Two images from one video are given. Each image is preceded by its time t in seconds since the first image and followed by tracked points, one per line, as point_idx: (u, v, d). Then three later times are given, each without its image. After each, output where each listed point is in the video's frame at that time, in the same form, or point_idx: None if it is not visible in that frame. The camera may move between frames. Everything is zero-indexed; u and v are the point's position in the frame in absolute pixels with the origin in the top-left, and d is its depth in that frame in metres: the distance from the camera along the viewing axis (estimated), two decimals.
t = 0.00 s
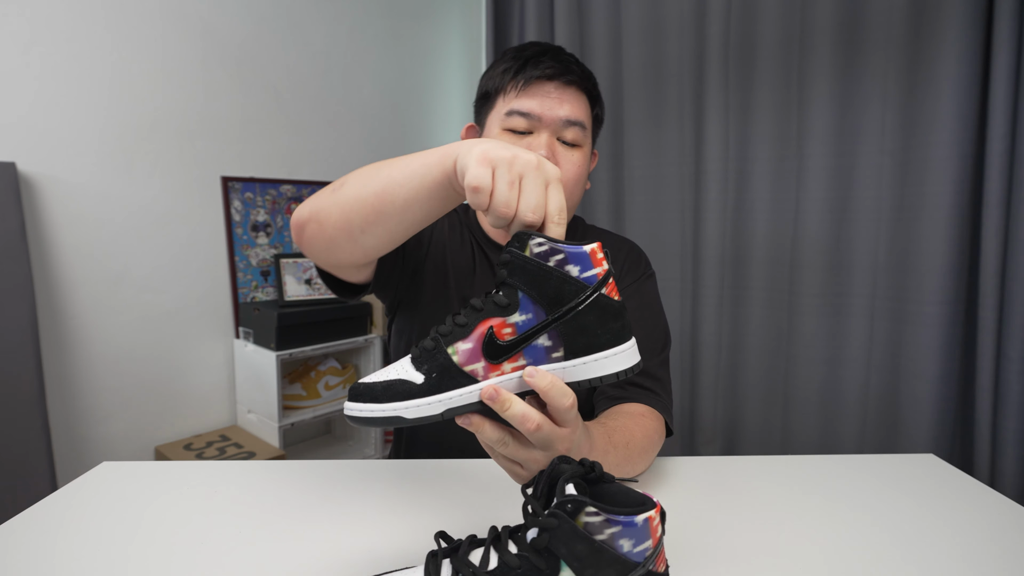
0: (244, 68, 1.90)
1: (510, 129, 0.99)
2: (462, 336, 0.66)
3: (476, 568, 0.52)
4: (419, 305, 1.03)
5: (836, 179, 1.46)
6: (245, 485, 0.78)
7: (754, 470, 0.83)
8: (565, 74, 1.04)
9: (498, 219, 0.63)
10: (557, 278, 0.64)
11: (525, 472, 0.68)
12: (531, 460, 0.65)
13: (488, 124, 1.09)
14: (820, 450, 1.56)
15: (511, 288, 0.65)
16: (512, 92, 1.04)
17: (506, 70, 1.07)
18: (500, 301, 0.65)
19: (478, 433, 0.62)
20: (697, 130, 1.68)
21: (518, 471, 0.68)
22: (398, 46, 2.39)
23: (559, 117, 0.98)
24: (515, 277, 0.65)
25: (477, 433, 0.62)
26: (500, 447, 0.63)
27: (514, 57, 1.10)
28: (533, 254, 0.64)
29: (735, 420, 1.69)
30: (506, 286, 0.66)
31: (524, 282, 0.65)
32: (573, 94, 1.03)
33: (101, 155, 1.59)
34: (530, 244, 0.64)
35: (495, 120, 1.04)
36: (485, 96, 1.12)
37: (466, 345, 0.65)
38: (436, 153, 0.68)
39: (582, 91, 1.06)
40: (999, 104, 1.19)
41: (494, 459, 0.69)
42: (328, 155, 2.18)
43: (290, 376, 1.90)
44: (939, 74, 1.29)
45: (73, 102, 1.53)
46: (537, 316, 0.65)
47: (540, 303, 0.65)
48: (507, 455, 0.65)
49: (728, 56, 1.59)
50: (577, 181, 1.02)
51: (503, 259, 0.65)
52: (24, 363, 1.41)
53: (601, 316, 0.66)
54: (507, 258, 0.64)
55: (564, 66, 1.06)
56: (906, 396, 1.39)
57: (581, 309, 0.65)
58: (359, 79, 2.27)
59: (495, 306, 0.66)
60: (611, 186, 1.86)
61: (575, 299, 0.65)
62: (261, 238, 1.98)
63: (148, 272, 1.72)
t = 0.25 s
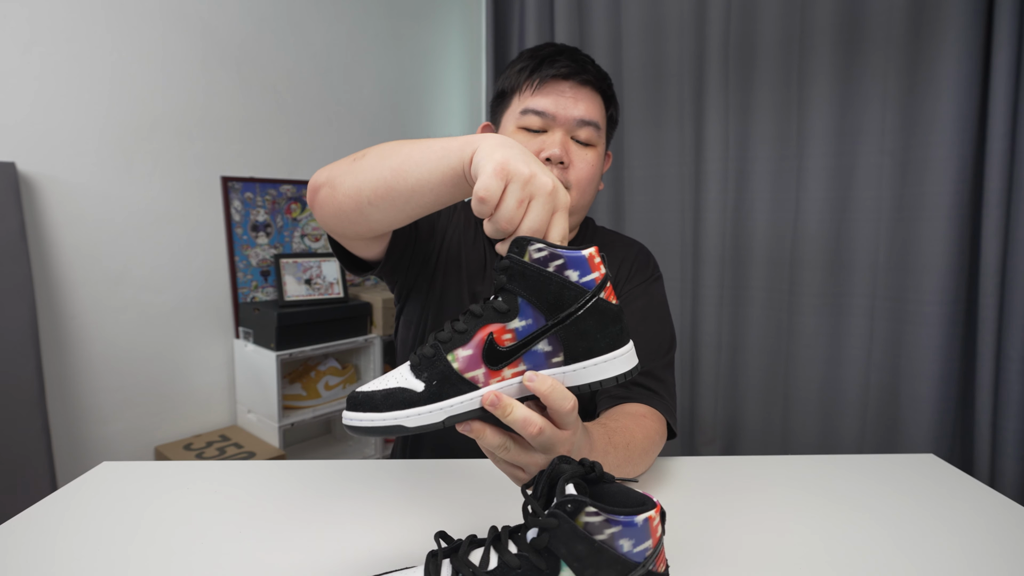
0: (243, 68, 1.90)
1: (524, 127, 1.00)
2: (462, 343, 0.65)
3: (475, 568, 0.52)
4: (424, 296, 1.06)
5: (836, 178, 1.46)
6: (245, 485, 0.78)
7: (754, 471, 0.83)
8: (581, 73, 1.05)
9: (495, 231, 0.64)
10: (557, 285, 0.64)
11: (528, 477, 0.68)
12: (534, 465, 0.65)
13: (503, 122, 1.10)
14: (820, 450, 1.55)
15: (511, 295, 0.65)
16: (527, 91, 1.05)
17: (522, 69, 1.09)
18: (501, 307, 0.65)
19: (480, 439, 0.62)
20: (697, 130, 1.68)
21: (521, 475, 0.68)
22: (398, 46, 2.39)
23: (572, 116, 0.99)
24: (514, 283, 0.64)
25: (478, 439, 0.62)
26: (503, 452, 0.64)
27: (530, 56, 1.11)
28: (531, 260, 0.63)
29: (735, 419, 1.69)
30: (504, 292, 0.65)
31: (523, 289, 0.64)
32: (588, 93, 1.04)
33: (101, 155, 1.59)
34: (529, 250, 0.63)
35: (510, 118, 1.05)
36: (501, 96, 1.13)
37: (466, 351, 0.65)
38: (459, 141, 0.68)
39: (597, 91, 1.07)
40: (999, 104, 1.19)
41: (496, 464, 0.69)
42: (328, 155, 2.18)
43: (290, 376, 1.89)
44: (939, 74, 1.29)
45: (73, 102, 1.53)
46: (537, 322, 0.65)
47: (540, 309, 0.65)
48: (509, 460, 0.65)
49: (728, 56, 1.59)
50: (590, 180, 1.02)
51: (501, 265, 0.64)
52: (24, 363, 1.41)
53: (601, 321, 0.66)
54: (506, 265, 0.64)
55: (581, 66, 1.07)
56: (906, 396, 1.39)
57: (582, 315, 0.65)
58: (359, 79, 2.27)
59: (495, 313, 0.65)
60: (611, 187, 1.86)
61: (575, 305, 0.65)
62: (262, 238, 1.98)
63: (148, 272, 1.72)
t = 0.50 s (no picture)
0: (244, 68, 1.90)
1: (532, 127, 1.01)
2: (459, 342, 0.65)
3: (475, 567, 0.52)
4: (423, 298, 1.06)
5: (836, 178, 1.46)
6: (243, 485, 0.78)
7: (754, 471, 0.83)
8: (588, 73, 1.05)
9: (504, 238, 0.64)
10: (554, 284, 0.63)
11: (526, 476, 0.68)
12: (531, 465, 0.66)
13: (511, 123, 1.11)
14: (820, 450, 1.55)
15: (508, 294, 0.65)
16: (535, 91, 1.06)
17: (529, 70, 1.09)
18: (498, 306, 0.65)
19: (478, 438, 0.62)
20: (697, 130, 1.68)
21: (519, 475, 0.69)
22: (398, 46, 2.39)
23: (580, 116, 1.00)
24: (512, 282, 0.64)
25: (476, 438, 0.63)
26: (501, 451, 0.64)
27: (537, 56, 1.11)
28: (528, 260, 0.62)
29: (735, 419, 1.69)
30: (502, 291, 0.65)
31: (520, 288, 0.64)
32: (595, 92, 1.04)
33: (101, 155, 1.59)
34: (526, 250, 0.62)
35: (517, 118, 1.05)
36: (509, 96, 1.14)
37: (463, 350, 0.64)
38: (441, 147, 0.69)
39: (604, 91, 1.07)
40: (999, 104, 1.19)
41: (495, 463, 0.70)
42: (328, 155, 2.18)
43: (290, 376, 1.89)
44: (940, 74, 1.29)
45: (73, 102, 1.53)
46: (534, 321, 0.65)
47: (536, 309, 0.65)
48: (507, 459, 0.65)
49: (728, 56, 1.59)
50: (598, 179, 1.02)
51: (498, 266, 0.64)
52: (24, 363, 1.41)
53: (600, 320, 0.66)
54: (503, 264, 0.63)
55: (589, 66, 1.07)
56: (906, 396, 1.39)
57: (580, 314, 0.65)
58: (359, 79, 2.26)
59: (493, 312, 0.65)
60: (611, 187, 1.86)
61: (573, 304, 0.65)
62: (261, 238, 1.98)
63: (148, 272, 1.72)
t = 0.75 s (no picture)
0: (243, 68, 1.90)
1: (533, 126, 1.01)
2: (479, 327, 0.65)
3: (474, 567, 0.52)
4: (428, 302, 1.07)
5: (836, 178, 1.46)
6: (243, 485, 0.78)
7: (755, 471, 0.83)
8: (590, 73, 1.05)
9: (504, 208, 0.62)
10: (582, 278, 0.64)
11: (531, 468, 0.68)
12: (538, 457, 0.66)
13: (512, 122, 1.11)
14: (820, 450, 1.55)
15: (533, 284, 0.65)
16: (537, 91, 1.06)
17: (531, 70, 1.09)
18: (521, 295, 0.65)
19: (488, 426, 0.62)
20: (697, 130, 1.68)
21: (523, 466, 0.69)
22: (398, 46, 2.39)
23: (582, 116, 0.99)
24: (540, 273, 0.64)
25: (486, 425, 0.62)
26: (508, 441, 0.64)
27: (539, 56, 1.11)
28: (558, 252, 0.64)
29: (735, 420, 1.69)
30: (528, 281, 0.66)
31: (547, 279, 0.64)
32: (597, 92, 1.04)
33: (101, 156, 1.59)
34: (557, 241, 0.63)
35: (519, 117, 1.05)
36: (511, 96, 1.14)
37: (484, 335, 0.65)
38: (400, 162, 0.72)
39: (607, 92, 1.08)
40: (999, 104, 1.19)
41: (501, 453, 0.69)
42: (328, 155, 2.18)
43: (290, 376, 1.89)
44: (940, 74, 1.29)
45: (73, 102, 1.53)
46: (558, 314, 0.65)
47: (562, 301, 0.65)
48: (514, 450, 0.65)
49: (728, 55, 1.59)
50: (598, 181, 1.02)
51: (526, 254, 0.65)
52: (24, 363, 1.41)
53: (625, 320, 0.66)
54: (532, 253, 0.64)
55: (591, 66, 1.07)
56: (906, 396, 1.39)
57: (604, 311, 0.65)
58: (359, 79, 2.27)
59: (515, 300, 0.65)
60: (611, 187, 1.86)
61: (597, 301, 0.65)
62: (261, 238, 1.98)
63: (148, 272, 1.72)
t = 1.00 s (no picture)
0: (243, 68, 1.90)
1: (528, 126, 1.01)
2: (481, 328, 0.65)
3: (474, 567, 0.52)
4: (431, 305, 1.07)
5: (836, 178, 1.46)
6: (243, 485, 0.78)
7: (756, 470, 0.83)
8: (584, 72, 1.05)
9: (487, 225, 0.60)
10: (582, 276, 0.64)
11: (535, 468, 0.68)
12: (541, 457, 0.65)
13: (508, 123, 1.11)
14: (820, 450, 1.56)
15: (535, 284, 0.65)
16: (531, 91, 1.06)
17: (526, 70, 1.10)
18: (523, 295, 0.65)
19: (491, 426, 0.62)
20: (697, 129, 1.68)
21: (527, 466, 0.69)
22: (398, 46, 2.39)
23: (577, 115, 1.00)
24: (541, 272, 0.65)
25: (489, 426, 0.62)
26: (511, 441, 0.64)
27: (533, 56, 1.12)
28: (559, 251, 0.64)
29: (735, 420, 1.69)
30: (530, 282, 0.66)
31: (548, 279, 0.65)
32: (591, 91, 1.04)
33: (101, 156, 1.59)
34: (557, 240, 0.63)
35: (514, 117, 1.05)
36: (507, 96, 1.15)
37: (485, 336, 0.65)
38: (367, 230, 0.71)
39: (602, 91, 1.08)
40: (999, 104, 1.19)
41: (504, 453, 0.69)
42: (328, 154, 2.18)
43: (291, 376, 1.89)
44: (939, 74, 1.29)
45: (73, 102, 1.53)
46: (559, 314, 0.65)
47: (563, 301, 0.65)
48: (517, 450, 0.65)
49: (728, 55, 1.59)
50: (595, 179, 1.02)
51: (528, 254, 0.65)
52: (23, 363, 1.41)
53: (626, 317, 0.66)
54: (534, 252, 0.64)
55: (584, 66, 1.08)
56: (906, 396, 1.39)
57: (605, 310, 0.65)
58: (359, 79, 2.27)
59: (517, 301, 0.66)
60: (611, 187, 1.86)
61: (598, 299, 0.65)
62: (262, 238, 1.98)
63: (148, 272, 1.72)
